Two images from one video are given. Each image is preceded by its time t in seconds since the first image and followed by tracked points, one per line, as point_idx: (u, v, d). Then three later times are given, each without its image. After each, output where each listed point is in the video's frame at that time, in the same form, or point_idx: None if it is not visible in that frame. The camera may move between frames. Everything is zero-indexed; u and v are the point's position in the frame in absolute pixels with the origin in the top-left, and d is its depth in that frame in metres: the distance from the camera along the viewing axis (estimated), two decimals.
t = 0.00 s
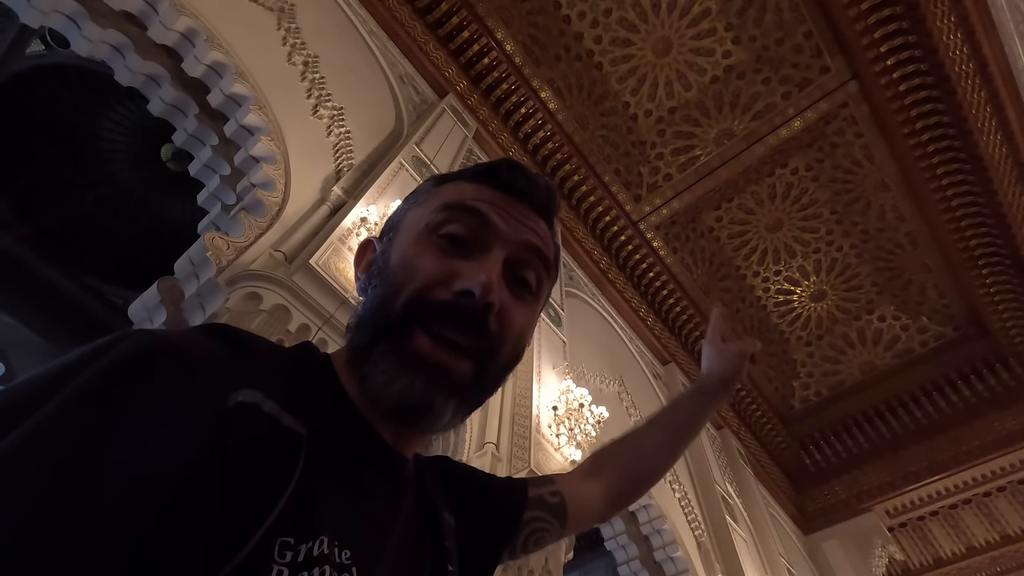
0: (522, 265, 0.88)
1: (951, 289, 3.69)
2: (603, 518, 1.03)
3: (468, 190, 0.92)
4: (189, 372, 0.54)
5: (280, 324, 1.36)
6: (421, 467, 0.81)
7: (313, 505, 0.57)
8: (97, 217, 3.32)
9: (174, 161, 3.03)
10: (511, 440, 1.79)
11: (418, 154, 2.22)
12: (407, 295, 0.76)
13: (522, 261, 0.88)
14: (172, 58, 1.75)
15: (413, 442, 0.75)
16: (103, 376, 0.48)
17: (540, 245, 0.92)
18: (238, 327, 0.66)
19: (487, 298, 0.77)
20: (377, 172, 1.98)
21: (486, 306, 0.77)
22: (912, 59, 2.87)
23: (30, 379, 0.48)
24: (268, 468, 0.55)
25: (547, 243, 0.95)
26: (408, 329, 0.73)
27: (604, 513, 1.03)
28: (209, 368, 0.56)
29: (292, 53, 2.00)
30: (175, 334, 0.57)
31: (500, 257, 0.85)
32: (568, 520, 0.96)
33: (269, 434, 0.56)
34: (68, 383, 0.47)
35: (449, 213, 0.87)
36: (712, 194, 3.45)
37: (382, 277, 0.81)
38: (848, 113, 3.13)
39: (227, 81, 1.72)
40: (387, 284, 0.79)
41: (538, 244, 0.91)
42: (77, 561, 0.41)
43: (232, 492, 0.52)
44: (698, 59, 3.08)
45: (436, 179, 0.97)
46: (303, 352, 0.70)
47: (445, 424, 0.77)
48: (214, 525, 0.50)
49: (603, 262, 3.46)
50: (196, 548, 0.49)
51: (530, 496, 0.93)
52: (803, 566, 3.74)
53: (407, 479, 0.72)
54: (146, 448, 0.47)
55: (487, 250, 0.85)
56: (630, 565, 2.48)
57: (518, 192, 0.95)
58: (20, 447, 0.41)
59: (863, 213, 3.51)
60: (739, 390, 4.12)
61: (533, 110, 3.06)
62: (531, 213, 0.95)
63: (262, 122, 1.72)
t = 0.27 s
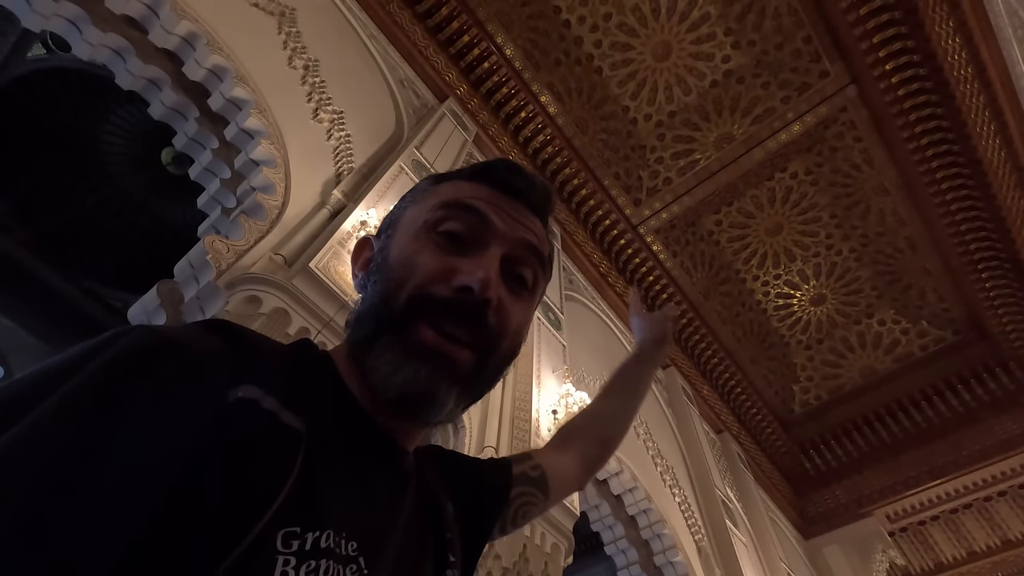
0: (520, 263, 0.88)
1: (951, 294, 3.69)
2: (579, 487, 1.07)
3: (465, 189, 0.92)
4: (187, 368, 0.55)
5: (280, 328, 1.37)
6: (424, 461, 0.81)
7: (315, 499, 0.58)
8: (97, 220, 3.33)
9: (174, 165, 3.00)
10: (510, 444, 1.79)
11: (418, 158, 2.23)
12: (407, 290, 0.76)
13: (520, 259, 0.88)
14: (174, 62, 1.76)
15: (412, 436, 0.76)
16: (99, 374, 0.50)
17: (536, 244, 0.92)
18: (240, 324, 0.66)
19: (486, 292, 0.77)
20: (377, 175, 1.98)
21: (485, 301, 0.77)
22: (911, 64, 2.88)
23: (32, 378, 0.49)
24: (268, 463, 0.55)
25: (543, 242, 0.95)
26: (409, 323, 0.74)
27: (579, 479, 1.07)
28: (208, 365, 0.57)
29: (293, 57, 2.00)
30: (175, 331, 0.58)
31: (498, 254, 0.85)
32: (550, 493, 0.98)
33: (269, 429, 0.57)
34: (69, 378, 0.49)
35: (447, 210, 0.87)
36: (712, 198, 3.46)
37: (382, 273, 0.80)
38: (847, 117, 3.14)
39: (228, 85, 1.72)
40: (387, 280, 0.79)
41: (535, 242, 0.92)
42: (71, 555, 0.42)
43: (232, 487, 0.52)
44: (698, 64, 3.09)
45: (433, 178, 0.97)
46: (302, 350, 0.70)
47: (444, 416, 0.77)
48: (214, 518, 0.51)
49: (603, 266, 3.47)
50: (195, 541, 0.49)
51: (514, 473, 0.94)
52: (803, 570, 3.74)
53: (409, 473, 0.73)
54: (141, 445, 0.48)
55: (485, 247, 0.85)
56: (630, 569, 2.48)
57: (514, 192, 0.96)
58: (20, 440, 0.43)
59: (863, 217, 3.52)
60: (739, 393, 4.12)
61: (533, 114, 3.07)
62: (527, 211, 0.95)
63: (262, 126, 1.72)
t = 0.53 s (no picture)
0: (518, 265, 0.88)
1: (951, 298, 3.69)
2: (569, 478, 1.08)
3: (463, 190, 0.92)
4: (179, 369, 0.55)
5: (279, 330, 1.37)
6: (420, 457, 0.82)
7: (310, 499, 0.58)
8: (97, 223, 3.36)
9: (174, 168, 3.02)
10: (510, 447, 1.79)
11: (418, 161, 2.23)
12: (407, 290, 0.76)
13: (518, 260, 0.88)
14: (174, 65, 1.76)
15: (408, 433, 0.76)
16: (91, 374, 0.50)
17: (534, 246, 0.93)
18: (236, 325, 0.66)
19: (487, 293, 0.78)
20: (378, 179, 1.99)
21: (485, 303, 0.77)
22: (910, 68, 2.89)
23: (25, 377, 0.49)
24: (263, 463, 0.55)
25: (540, 243, 0.96)
26: (409, 323, 0.73)
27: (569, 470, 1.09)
28: (201, 365, 0.57)
29: (294, 61, 2.01)
30: (169, 332, 0.58)
31: (497, 255, 0.85)
32: (541, 484, 0.99)
33: (263, 429, 0.57)
34: (60, 378, 0.49)
35: (446, 211, 0.87)
36: (712, 202, 3.46)
37: (381, 273, 0.80)
38: (847, 121, 3.14)
39: (229, 88, 1.73)
40: (386, 280, 0.78)
41: (532, 244, 0.92)
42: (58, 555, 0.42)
43: (226, 486, 0.52)
44: (698, 68, 3.09)
45: (431, 179, 0.97)
46: (298, 350, 0.70)
47: (443, 413, 0.78)
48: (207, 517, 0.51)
49: (603, 269, 3.47)
50: (187, 541, 0.49)
51: (505, 467, 0.94)
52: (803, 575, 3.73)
53: (406, 473, 0.73)
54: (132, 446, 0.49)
55: (483, 248, 0.85)
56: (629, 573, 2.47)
57: (512, 193, 0.96)
58: (8, 441, 0.43)
59: (862, 220, 3.52)
60: (739, 397, 4.11)
61: (533, 117, 3.08)
62: (525, 213, 0.95)
63: (263, 129, 1.73)
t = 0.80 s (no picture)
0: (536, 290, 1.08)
1: (951, 303, 3.69)
2: (582, 491, 1.06)
3: (504, 211, 1.04)
4: (189, 367, 0.55)
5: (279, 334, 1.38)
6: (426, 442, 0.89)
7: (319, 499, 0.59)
8: (96, 225, 3.35)
9: (175, 171, 3.04)
10: (509, 451, 1.79)
11: (419, 165, 2.24)
12: (521, 315, 0.88)
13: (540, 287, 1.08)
14: (176, 69, 1.76)
15: (429, 423, 0.86)
16: (102, 375, 0.50)
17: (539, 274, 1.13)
18: (242, 323, 0.67)
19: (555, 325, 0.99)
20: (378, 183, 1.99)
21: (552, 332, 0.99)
22: (910, 74, 2.89)
23: (35, 377, 0.50)
24: (272, 463, 0.56)
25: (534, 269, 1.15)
26: (517, 345, 0.88)
27: (582, 482, 1.07)
28: (211, 363, 0.57)
29: (295, 64, 2.01)
30: (178, 329, 0.59)
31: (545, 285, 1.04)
32: (552, 496, 0.98)
33: (272, 428, 0.58)
34: (70, 378, 0.50)
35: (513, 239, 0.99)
36: (711, 206, 3.47)
37: (487, 287, 0.88)
38: (846, 126, 3.15)
39: (230, 92, 1.73)
40: (497, 297, 0.87)
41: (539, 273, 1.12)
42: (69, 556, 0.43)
43: (234, 487, 0.53)
44: (698, 73, 3.10)
45: (470, 185, 1.02)
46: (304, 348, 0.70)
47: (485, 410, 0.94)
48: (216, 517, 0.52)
49: (603, 273, 3.47)
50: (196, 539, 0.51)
51: (514, 475, 0.93)
52: None
53: (412, 473, 0.74)
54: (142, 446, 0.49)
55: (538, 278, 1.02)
56: None
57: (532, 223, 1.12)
58: (17, 446, 0.43)
59: (862, 225, 3.52)
60: (739, 401, 4.11)
61: (533, 121, 3.08)
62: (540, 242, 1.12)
63: (264, 132, 1.73)
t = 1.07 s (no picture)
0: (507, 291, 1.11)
1: (953, 306, 3.68)
2: (586, 496, 1.06)
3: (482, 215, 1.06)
4: (194, 368, 0.55)
5: (280, 337, 1.36)
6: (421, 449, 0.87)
7: (323, 501, 0.59)
8: (99, 228, 3.37)
9: (177, 174, 3.06)
10: (511, 454, 1.79)
11: (420, 168, 2.24)
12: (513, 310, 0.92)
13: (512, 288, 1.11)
14: (179, 72, 1.77)
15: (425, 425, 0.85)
16: (107, 377, 0.49)
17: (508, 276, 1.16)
18: (243, 325, 0.66)
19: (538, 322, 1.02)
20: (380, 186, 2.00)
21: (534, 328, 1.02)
22: (911, 77, 2.90)
23: (37, 379, 0.48)
24: (276, 465, 0.57)
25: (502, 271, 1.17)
26: (509, 340, 0.91)
27: (587, 488, 1.06)
28: (215, 365, 0.57)
29: (297, 68, 2.02)
30: (180, 331, 0.58)
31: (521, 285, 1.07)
32: (554, 501, 0.97)
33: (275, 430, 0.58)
34: (74, 380, 0.48)
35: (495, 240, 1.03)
36: (713, 210, 3.46)
37: (480, 283, 0.90)
38: (848, 130, 3.15)
39: (233, 95, 1.74)
40: (489, 293, 0.90)
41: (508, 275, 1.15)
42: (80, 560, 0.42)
43: (240, 490, 0.54)
44: (699, 76, 3.10)
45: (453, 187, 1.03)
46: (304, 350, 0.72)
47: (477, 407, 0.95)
48: (223, 520, 0.52)
49: (604, 276, 3.46)
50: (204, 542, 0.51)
51: (515, 478, 0.93)
52: None
53: (413, 474, 0.74)
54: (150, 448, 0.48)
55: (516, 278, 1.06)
56: None
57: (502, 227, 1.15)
58: (25, 448, 0.42)
59: (864, 228, 3.51)
60: (741, 405, 4.09)
61: (534, 125, 3.09)
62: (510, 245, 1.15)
63: (266, 135, 1.74)
